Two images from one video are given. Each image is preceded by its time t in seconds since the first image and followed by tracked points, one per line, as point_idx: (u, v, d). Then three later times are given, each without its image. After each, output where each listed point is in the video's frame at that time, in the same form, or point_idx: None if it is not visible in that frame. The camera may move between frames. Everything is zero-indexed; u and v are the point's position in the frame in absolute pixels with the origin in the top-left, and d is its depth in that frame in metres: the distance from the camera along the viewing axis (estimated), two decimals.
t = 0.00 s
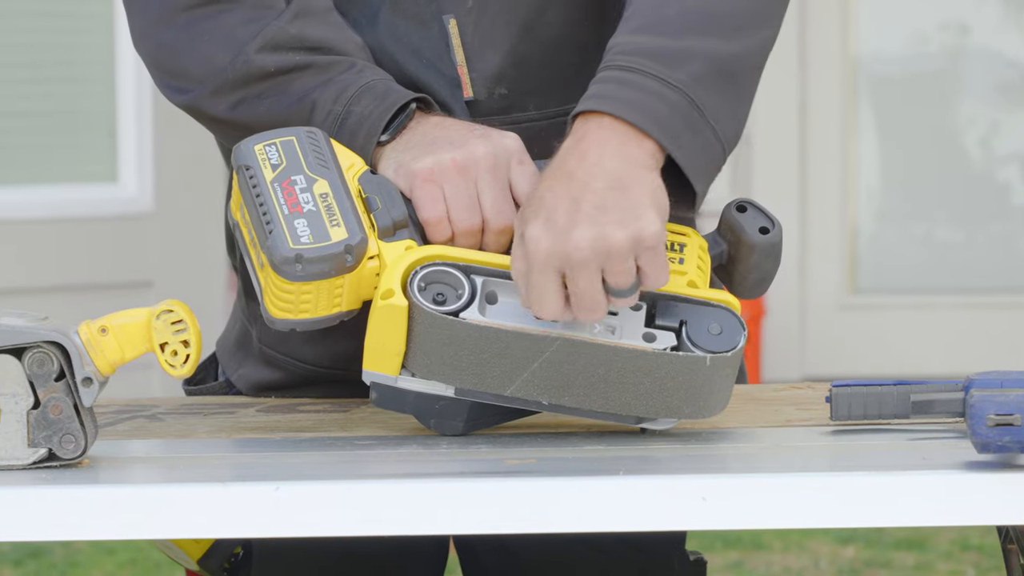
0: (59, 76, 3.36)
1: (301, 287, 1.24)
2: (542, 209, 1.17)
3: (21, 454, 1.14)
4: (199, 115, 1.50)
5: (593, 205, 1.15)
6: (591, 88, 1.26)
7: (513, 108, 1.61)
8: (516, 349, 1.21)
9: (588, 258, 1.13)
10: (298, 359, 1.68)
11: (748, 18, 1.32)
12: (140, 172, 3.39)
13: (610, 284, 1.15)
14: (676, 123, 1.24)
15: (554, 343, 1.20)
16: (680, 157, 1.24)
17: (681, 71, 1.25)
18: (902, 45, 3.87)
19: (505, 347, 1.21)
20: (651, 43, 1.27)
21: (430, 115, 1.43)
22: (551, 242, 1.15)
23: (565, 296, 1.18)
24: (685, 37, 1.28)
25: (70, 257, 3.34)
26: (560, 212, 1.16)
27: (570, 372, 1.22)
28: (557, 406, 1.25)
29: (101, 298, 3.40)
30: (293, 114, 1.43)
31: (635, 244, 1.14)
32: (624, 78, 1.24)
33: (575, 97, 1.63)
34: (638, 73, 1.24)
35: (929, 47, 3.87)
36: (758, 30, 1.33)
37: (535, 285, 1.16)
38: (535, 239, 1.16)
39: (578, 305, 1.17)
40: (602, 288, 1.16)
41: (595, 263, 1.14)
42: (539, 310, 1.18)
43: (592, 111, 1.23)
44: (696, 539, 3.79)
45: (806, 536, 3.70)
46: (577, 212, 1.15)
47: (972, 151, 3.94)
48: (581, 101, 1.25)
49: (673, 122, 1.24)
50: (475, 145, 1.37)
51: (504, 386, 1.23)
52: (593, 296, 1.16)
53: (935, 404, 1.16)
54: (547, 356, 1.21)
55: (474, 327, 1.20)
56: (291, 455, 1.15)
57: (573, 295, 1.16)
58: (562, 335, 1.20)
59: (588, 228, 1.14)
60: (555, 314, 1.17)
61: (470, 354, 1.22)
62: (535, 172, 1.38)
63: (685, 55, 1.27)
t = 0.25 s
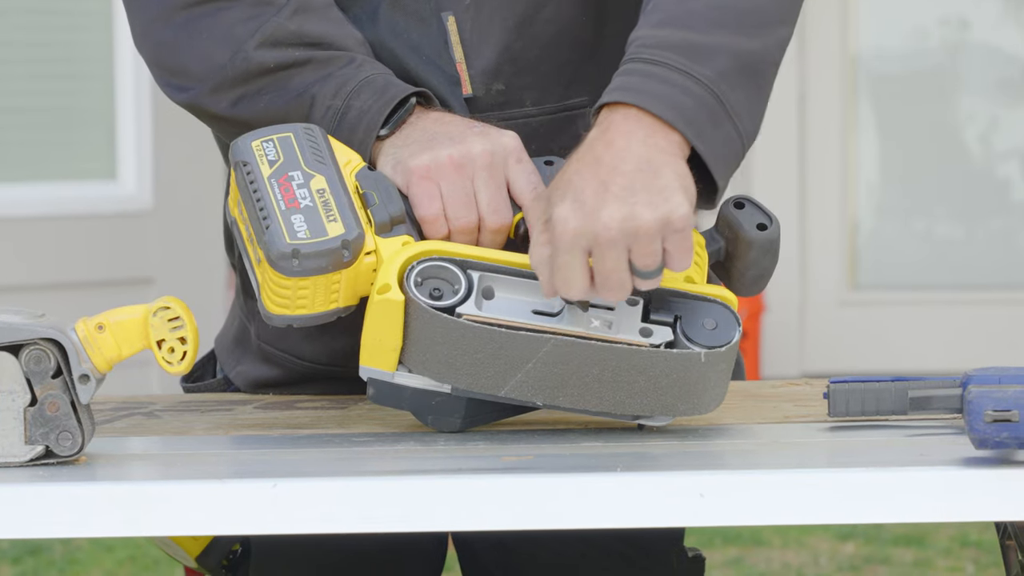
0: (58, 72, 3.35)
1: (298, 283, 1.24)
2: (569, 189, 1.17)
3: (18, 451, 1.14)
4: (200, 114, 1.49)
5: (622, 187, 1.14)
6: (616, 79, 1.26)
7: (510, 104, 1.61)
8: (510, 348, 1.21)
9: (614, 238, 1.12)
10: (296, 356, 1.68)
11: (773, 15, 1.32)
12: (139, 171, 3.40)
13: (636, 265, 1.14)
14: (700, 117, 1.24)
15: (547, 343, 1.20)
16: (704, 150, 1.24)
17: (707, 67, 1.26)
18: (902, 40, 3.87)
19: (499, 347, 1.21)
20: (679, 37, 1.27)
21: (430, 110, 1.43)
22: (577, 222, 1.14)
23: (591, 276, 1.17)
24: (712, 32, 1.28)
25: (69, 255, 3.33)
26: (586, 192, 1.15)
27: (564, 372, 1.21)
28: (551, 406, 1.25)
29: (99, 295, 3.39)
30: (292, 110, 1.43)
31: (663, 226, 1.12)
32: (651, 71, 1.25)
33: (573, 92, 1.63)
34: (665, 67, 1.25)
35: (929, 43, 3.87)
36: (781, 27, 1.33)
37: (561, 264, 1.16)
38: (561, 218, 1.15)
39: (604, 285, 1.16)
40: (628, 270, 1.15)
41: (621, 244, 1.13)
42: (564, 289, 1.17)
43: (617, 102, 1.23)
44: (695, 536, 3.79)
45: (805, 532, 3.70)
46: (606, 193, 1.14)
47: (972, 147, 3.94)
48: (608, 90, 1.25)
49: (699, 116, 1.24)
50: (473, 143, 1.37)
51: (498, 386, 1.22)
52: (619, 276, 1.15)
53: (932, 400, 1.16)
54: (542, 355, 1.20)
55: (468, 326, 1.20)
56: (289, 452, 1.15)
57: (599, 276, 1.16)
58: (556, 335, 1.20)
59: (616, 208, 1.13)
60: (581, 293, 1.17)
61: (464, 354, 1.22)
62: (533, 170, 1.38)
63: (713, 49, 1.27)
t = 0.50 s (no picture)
0: (59, 70, 3.35)
1: (292, 285, 1.24)
2: (489, 188, 1.15)
3: (19, 449, 1.14)
4: (204, 111, 1.49)
5: (536, 170, 1.13)
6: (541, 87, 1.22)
7: (524, 94, 1.60)
8: (503, 348, 1.20)
9: (532, 219, 1.10)
10: (310, 351, 1.68)
11: (705, 39, 1.31)
12: (141, 169, 3.39)
13: (559, 247, 1.11)
14: (624, 128, 1.20)
15: (539, 344, 1.19)
16: (624, 164, 1.20)
17: (636, 82, 1.23)
18: (903, 39, 3.87)
19: (492, 347, 1.21)
20: (607, 50, 1.24)
21: (434, 107, 1.43)
22: (496, 211, 1.12)
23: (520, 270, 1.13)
24: (642, 50, 1.26)
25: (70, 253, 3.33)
26: (504, 184, 1.14)
27: (557, 372, 1.21)
28: (548, 404, 1.25)
29: (99, 293, 3.40)
30: (295, 108, 1.43)
31: (579, 202, 1.10)
32: (579, 79, 1.21)
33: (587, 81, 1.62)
34: (593, 79, 1.21)
35: (929, 42, 3.87)
36: (710, 51, 1.32)
37: (486, 256, 1.13)
38: (481, 210, 1.13)
39: (531, 274, 1.12)
40: (552, 254, 1.12)
41: (541, 223, 1.10)
42: (494, 284, 1.13)
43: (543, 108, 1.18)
44: (695, 534, 3.79)
45: (805, 531, 3.71)
46: (522, 179, 1.13)
47: (971, 146, 3.94)
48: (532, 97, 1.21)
49: (623, 128, 1.20)
50: (473, 143, 1.36)
51: (495, 383, 1.22)
52: (544, 261, 1.11)
53: (933, 399, 1.16)
54: (535, 356, 1.20)
55: (459, 328, 1.20)
56: (289, 450, 1.15)
57: (525, 264, 1.12)
58: (548, 336, 1.19)
59: (532, 190, 1.11)
60: (508, 287, 1.13)
61: (458, 353, 1.22)
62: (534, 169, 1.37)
63: (642, 66, 1.24)
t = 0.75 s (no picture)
0: (58, 70, 3.34)
1: (292, 289, 1.25)
2: (447, 208, 1.17)
3: (22, 449, 1.14)
4: (200, 97, 1.49)
5: (494, 188, 1.16)
6: (488, 102, 1.25)
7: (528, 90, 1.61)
8: (504, 353, 1.20)
9: (499, 235, 1.12)
10: (314, 347, 1.68)
11: (651, 60, 1.35)
12: (142, 169, 3.39)
13: (525, 263, 1.14)
14: (570, 148, 1.25)
15: (540, 349, 1.19)
16: (567, 181, 1.25)
17: (582, 102, 1.27)
18: (903, 39, 3.87)
19: (493, 352, 1.20)
20: (556, 70, 1.27)
21: (434, 107, 1.43)
22: (460, 229, 1.14)
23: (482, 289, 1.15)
24: (587, 70, 1.29)
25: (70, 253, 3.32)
26: (464, 202, 1.16)
27: (557, 376, 1.21)
28: (549, 406, 1.25)
29: (100, 292, 3.40)
30: (295, 103, 1.43)
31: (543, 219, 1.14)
32: (528, 98, 1.25)
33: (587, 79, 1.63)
34: (541, 98, 1.25)
35: (929, 42, 3.87)
36: (654, 74, 1.36)
37: (451, 276, 1.14)
38: (443, 229, 1.14)
39: (497, 291, 1.13)
40: (519, 271, 1.14)
41: (508, 240, 1.13)
42: (460, 302, 1.14)
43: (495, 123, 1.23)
44: (696, 534, 3.80)
45: (806, 530, 3.71)
46: (483, 197, 1.15)
47: (972, 146, 3.94)
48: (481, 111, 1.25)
49: (566, 148, 1.25)
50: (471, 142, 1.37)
51: (495, 387, 1.23)
52: (512, 277, 1.13)
53: (935, 399, 1.16)
54: (535, 360, 1.20)
55: (459, 334, 1.20)
56: (290, 450, 1.15)
57: (490, 281, 1.13)
58: (548, 342, 1.19)
59: (495, 207, 1.14)
60: (475, 305, 1.14)
61: (458, 358, 1.22)
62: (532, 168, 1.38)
63: (587, 86, 1.28)
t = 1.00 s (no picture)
0: (59, 71, 3.35)
1: (293, 289, 1.26)
2: (423, 221, 1.18)
3: (24, 450, 1.14)
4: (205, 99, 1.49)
5: (465, 196, 1.16)
6: (466, 102, 1.27)
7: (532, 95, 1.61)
8: (502, 353, 1.21)
9: (469, 244, 1.13)
10: (311, 348, 1.68)
11: (632, 51, 1.35)
12: (143, 171, 3.39)
13: (499, 269, 1.14)
14: (547, 142, 1.26)
15: (539, 350, 1.20)
16: (546, 175, 1.26)
17: (558, 94, 1.28)
18: (904, 41, 3.87)
19: (492, 352, 1.21)
20: (533, 63, 1.28)
21: (438, 109, 1.42)
22: (433, 242, 1.15)
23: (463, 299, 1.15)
24: (564, 63, 1.30)
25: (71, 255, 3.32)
26: (436, 213, 1.17)
27: (557, 377, 1.21)
28: (550, 407, 1.25)
29: (103, 294, 3.38)
30: (299, 106, 1.43)
31: (513, 222, 1.14)
32: (503, 93, 1.26)
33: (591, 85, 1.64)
34: (517, 92, 1.26)
35: (930, 45, 3.87)
36: (637, 64, 1.36)
37: (429, 290, 1.15)
38: (418, 244, 1.16)
39: (473, 300, 1.14)
40: (494, 278, 1.14)
41: (479, 248, 1.13)
42: (441, 314, 1.15)
43: (470, 123, 1.24)
44: (697, 536, 3.79)
45: (807, 533, 3.71)
46: (454, 208, 1.16)
47: (973, 148, 3.94)
48: (460, 111, 1.26)
49: (543, 141, 1.25)
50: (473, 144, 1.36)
51: (496, 388, 1.23)
52: (487, 285, 1.13)
53: (937, 401, 1.16)
54: (533, 361, 1.20)
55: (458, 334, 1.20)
56: (292, 452, 1.15)
57: (467, 290, 1.14)
58: (546, 343, 1.19)
59: (465, 217, 1.14)
60: (455, 316, 1.15)
61: (457, 358, 1.22)
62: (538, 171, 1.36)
63: (565, 79, 1.29)
